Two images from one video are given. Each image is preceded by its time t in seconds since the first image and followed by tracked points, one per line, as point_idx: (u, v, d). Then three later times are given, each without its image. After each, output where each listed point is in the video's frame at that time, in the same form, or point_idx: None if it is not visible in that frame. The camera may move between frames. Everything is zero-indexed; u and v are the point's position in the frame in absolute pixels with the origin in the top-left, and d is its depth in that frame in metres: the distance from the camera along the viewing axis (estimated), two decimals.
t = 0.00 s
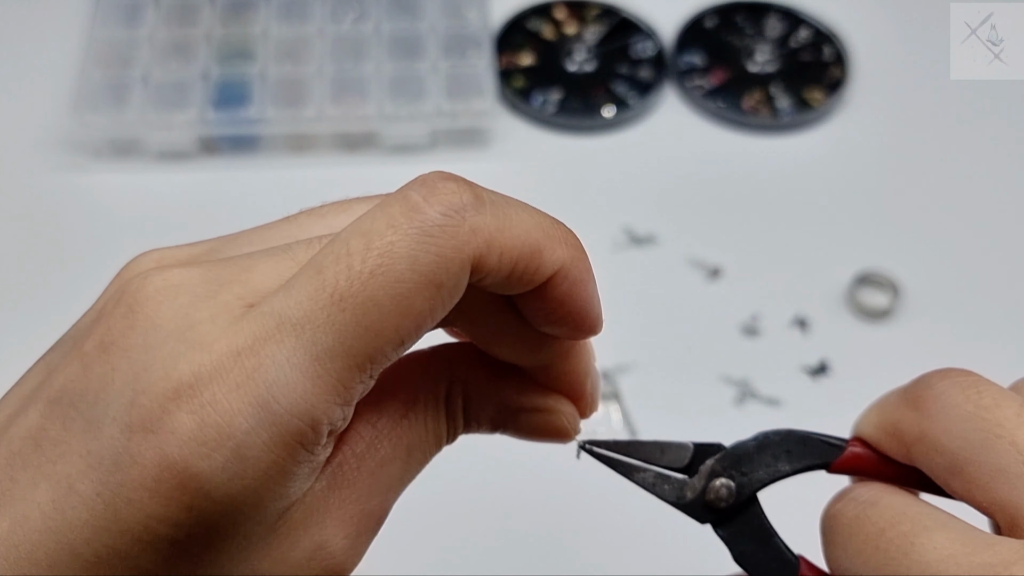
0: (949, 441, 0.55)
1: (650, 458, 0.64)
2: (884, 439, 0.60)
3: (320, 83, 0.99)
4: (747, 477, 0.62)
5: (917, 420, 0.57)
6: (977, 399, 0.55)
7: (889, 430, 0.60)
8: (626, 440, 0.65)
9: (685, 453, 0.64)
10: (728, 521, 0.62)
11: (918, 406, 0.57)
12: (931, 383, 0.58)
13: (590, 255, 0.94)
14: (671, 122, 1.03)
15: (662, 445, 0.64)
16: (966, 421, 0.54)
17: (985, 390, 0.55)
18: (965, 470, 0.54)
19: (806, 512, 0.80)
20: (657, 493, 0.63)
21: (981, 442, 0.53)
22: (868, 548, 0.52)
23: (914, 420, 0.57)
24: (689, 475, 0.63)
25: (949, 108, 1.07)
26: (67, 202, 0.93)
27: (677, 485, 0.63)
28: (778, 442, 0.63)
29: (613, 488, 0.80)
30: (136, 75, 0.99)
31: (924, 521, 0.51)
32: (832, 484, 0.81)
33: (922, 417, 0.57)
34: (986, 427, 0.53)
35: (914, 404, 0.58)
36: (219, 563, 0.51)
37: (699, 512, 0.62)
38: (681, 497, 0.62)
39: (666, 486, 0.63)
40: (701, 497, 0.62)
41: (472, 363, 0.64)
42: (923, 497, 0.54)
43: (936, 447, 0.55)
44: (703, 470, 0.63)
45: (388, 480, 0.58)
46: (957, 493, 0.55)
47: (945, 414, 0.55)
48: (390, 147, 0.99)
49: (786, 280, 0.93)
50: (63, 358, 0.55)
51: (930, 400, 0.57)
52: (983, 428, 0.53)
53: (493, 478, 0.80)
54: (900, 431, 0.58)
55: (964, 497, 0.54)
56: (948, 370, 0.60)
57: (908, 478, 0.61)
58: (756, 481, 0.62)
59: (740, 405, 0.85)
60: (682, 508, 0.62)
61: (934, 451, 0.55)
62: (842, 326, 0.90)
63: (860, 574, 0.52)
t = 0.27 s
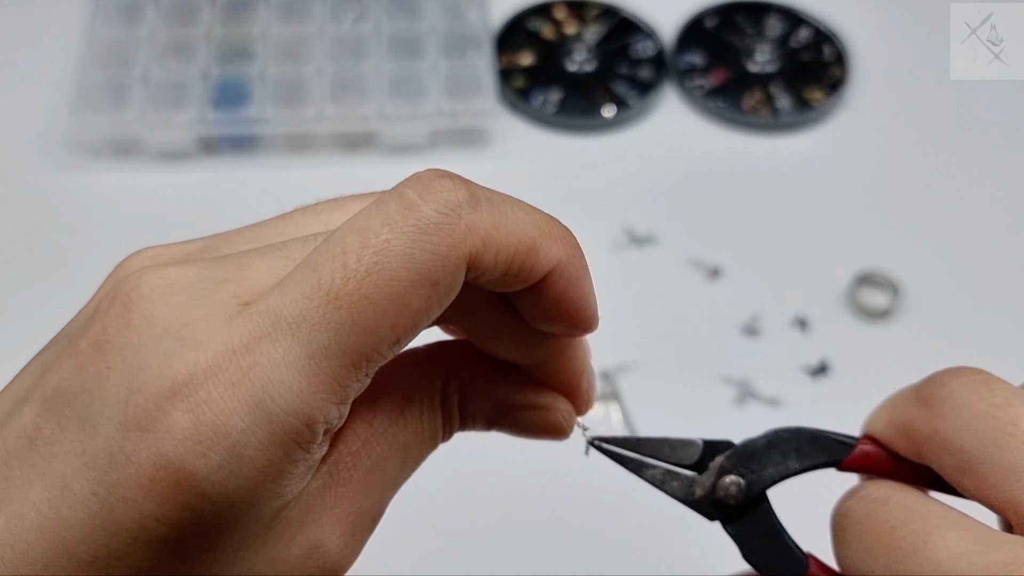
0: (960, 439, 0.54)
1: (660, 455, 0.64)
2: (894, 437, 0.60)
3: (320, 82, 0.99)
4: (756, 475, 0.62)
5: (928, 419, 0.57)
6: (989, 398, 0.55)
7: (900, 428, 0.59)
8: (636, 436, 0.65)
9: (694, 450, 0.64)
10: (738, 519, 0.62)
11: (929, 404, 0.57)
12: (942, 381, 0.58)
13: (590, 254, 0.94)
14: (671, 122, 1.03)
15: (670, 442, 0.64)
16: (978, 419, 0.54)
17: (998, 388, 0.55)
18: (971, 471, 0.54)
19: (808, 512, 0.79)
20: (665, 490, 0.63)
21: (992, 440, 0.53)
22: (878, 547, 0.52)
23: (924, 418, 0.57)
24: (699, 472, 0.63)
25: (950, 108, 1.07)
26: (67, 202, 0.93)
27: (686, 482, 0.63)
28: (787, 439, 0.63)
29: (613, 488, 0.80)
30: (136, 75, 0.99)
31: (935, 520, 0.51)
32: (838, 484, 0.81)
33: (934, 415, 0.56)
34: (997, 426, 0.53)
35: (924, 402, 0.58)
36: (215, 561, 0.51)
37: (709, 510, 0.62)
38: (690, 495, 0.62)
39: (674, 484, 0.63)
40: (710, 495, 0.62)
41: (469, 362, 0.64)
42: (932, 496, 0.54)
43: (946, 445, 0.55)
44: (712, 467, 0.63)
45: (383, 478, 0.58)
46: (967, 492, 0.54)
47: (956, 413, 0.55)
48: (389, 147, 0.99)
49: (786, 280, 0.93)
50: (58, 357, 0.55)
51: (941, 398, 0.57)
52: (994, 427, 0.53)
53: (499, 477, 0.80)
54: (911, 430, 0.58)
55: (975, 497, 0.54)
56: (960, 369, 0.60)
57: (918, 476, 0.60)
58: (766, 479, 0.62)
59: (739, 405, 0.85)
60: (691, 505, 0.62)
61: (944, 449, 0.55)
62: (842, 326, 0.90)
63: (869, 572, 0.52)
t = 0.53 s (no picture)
0: (972, 433, 0.54)
1: (671, 446, 0.64)
2: (907, 432, 0.60)
3: (320, 83, 0.99)
4: (766, 467, 0.62)
5: (940, 414, 0.57)
6: (1003, 394, 0.55)
7: (912, 423, 0.60)
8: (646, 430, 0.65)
9: (705, 441, 0.64)
10: (747, 510, 0.62)
11: (942, 400, 0.58)
12: (954, 379, 0.58)
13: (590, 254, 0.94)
14: (671, 122, 1.03)
15: (680, 433, 0.64)
16: (990, 413, 0.54)
17: (1012, 385, 0.55)
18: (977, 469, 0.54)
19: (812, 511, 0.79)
20: (676, 480, 0.62)
21: (1004, 434, 0.53)
22: (888, 540, 0.52)
23: (937, 413, 0.57)
24: (709, 463, 0.63)
25: (949, 108, 1.07)
26: (67, 202, 0.93)
27: (696, 472, 0.62)
28: (798, 432, 0.63)
29: (614, 488, 0.80)
30: (136, 74, 0.99)
31: (948, 513, 0.51)
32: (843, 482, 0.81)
33: (946, 410, 0.57)
34: (1009, 420, 0.53)
35: (938, 398, 0.58)
36: (230, 560, 0.51)
37: (718, 499, 0.62)
38: (700, 485, 0.62)
39: (684, 473, 0.63)
40: (721, 485, 0.62)
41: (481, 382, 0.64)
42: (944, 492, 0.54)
43: (959, 439, 0.55)
44: (722, 457, 0.63)
45: (397, 497, 0.58)
46: (978, 487, 0.54)
47: (969, 407, 0.55)
48: (389, 147, 0.99)
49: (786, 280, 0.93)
50: (82, 357, 0.55)
51: (954, 393, 0.57)
52: (1007, 421, 0.53)
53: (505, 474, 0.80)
54: (924, 424, 0.58)
55: (986, 490, 0.53)
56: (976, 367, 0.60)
57: (928, 472, 0.61)
58: (776, 471, 0.62)
59: (739, 404, 0.85)
60: (701, 495, 0.62)
61: (957, 443, 0.55)
62: (843, 326, 0.90)
63: (879, 566, 0.52)
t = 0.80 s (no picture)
0: (975, 425, 0.55)
1: (674, 433, 0.62)
2: (910, 425, 0.60)
3: (321, 83, 0.99)
4: (772, 458, 0.61)
5: (943, 405, 0.57)
6: (1005, 387, 0.56)
7: (915, 417, 0.60)
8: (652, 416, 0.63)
9: (714, 432, 0.62)
10: (752, 499, 0.61)
11: (944, 392, 0.58)
12: (956, 372, 0.59)
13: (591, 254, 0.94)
14: (670, 123, 1.03)
15: (690, 424, 0.62)
16: (993, 406, 0.55)
17: (1013, 379, 0.56)
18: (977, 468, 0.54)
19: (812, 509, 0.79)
20: (683, 470, 0.61)
21: (1008, 426, 0.54)
22: (893, 526, 0.53)
23: (941, 404, 0.58)
24: (716, 454, 0.61)
25: (948, 109, 1.07)
26: (69, 203, 0.93)
27: (702, 462, 0.61)
28: (805, 423, 0.61)
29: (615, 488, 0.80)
30: (137, 75, 0.99)
31: (951, 499, 0.52)
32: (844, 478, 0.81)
33: (949, 402, 0.57)
34: (1012, 413, 0.54)
35: (940, 391, 0.58)
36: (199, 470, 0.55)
37: (724, 490, 0.60)
38: (707, 476, 0.60)
39: (692, 463, 0.61)
40: (727, 475, 0.60)
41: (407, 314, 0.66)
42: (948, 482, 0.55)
43: (962, 432, 0.56)
44: (730, 448, 0.61)
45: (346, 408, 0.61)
46: (980, 477, 0.55)
47: (972, 400, 0.56)
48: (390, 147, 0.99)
49: (785, 281, 0.93)
50: (43, 320, 0.57)
51: (957, 387, 0.57)
52: (1009, 413, 0.54)
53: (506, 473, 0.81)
54: (926, 417, 0.59)
55: (988, 480, 0.55)
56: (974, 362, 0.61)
57: (928, 464, 0.61)
58: (783, 463, 0.61)
59: (738, 404, 0.86)
60: (707, 486, 0.61)
61: (960, 435, 0.56)
62: (841, 326, 0.90)
63: (883, 551, 0.53)
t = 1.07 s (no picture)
0: (952, 412, 0.57)
1: (671, 423, 0.66)
2: (894, 416, 0.61)
3: (324, 87, 1.02)
4: (764, 446, 0.64)
5: (922, 395, 0.59)
6: (981, 376, 0.57)
7: (899, 407, 0.61)
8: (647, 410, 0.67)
9: (709, 423, 0.66)
10: (745, 485, 0.63)
11: (923, 382, 0.59)
12: (934, 362, 0.60)
13: (588, 254, 0.96)
14: (666, 126, 1.05)
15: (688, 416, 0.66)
16: (970, 395, 0.56)
17: (988, 369, 0.58)
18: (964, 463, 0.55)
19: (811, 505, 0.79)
20: (680, 456, 0.64)
21: (984, 413, 0.55)
22: (877, 505, 0.55)
23: (919, 395, 0.59)
24: (712, 443, 0.65)
25: (943, 111, 1.09)
26: (75, 203, 0.95)
27: (696, 450, 0.64)
28: (795, 414, 0.65)
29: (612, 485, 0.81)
30: (144, 78, 1.01)
31: (928, 477, 0.55)
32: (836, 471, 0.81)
33: (928, 392, 0.58)
34: (989, 401, 0.56)
35: (919, 381, 0.59)
36: (216, 455, 0.56)
37: (719, 476, 0.63)
38: (702, 462, 0.64)
39: (688, 450, 0.64)
40: (722, 462, 0.63)
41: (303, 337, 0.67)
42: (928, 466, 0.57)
43: (941, 420, 0.57)
44: (724, 438, 0.65)
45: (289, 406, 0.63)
46: (956, 461, 0.57)
47: (948, 390, 0.57)
48: (391, 149, 1.01)
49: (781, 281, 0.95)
50: (45, 350, 0.57)
51: (933, 376, 0.59)
52: (986, 401, 0.56)
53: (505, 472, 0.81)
54: (906, 407, 0.60)
55: (964, 464, 0.56)
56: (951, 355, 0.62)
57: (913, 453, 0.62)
58: (774, 451, 0.63)
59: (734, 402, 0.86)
60: (703, 472, 0.64)
61: (938, 424, 0.57)
62: (836, 325, 0.91)
63: (869, 529, 0.56)
